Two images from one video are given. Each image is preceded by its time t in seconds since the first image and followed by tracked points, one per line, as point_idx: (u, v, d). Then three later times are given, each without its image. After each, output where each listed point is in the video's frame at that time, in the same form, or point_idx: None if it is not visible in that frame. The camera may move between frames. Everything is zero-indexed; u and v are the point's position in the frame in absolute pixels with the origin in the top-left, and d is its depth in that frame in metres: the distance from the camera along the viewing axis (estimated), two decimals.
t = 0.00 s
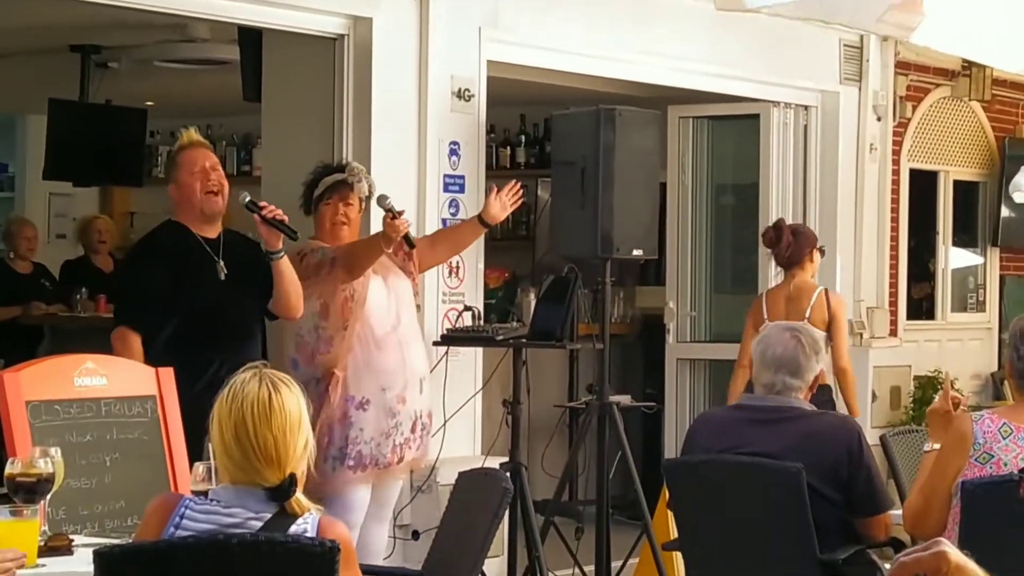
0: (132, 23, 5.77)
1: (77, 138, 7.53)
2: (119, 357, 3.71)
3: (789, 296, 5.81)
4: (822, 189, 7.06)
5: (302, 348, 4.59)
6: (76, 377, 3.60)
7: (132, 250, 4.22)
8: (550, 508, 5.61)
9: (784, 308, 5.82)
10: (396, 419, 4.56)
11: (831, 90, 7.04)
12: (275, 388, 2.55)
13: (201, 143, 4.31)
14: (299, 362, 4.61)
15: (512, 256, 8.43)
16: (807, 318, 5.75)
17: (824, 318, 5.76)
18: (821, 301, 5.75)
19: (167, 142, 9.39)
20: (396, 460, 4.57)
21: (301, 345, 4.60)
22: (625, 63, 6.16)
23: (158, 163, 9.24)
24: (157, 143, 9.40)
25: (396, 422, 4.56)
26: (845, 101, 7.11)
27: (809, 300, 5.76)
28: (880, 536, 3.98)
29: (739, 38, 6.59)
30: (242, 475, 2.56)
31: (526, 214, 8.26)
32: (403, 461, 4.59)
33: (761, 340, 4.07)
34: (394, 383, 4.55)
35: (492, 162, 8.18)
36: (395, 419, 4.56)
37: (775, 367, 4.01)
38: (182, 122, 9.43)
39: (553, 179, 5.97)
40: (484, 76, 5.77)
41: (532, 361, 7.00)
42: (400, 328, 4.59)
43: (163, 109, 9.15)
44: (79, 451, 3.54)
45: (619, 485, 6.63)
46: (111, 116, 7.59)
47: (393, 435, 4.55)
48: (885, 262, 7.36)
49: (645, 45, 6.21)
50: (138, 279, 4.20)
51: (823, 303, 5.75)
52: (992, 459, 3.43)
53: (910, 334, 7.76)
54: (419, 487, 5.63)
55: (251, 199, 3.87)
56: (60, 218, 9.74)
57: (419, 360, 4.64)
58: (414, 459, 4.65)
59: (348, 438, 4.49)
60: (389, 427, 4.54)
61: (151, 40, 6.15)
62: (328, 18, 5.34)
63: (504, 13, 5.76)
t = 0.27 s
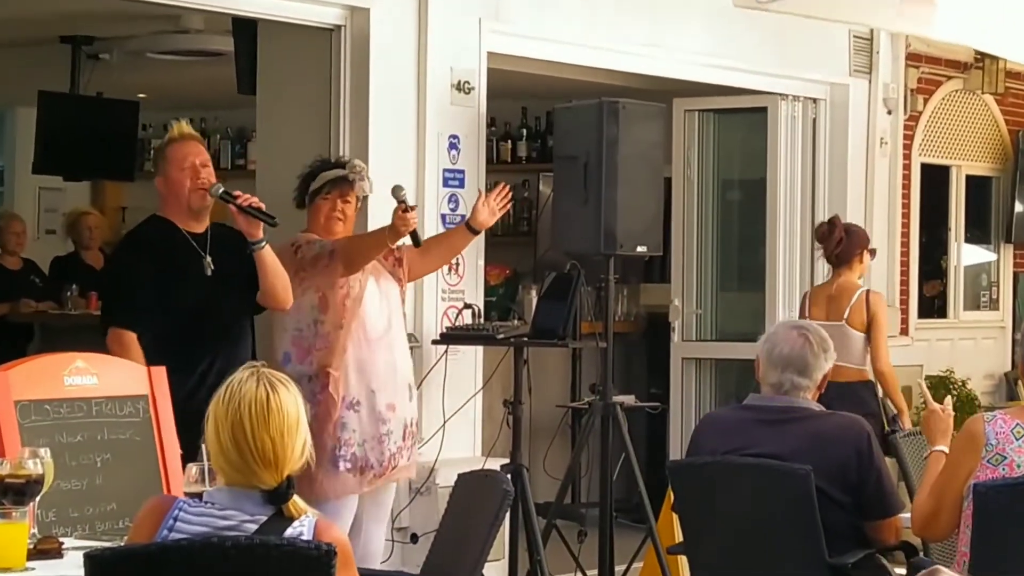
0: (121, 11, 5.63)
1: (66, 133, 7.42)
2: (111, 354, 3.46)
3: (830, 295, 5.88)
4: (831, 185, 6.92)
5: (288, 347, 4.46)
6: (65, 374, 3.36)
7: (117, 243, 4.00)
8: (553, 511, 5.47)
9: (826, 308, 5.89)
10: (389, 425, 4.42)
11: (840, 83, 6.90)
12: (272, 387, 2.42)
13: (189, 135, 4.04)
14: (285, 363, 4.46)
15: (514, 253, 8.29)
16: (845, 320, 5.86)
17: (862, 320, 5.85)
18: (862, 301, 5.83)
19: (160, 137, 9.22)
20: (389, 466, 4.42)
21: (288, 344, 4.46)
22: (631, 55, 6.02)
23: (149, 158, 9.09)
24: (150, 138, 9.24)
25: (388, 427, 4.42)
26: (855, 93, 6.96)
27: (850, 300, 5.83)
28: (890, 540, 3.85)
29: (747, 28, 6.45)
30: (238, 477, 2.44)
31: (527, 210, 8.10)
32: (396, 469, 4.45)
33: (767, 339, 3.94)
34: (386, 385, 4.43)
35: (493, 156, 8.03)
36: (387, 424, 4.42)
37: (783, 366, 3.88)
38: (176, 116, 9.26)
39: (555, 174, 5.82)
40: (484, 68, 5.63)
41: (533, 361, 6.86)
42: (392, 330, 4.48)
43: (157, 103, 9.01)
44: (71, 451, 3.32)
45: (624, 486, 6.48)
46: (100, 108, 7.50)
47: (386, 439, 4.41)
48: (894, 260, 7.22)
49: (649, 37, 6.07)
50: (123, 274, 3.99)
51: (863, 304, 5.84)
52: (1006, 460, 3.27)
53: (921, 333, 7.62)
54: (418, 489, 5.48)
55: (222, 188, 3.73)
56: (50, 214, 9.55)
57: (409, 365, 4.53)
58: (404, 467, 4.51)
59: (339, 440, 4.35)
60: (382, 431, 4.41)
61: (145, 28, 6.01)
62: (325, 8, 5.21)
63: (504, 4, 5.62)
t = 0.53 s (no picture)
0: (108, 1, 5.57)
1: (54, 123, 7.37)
2: (103, 349, 3.50)
3: (874, 284, 6.11)
4: (829, 177, 6.85)
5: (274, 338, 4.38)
6: (56, 369, 3.40)
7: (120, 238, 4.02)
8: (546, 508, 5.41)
9: (868, 297, 6.12)
10: (369, 416, 4.44)
11: (838, 75, 6.83)
12: (264, 382, 2.47)
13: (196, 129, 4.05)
14: (273, 352, 4.38)
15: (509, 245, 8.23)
16: (887, 309, 6.08)
17: (905, 309, 6.07)
18: (904, 290, 6.06)
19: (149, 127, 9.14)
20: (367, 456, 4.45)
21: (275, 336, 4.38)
22: (626, 46, 5.95)
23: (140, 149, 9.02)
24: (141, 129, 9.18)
25: (368, 419, 4.44)
26: (853, 84, 6.89)
27: (892, 290, 6.07)
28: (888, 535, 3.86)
29: (744, 19, 6.39)
30: (229, 471, 2.48)
31: (520, 202, 8.02)
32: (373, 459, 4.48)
33: (766, 333, 3.91)
34: (367, 378, 4.43)
35: (487, 147, 7.96)
36: (367, 416, 4.44)
37: (780, 360, 3.85)
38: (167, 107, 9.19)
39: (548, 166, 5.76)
40: (477, 59, 5.57)
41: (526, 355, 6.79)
42: (376, 322, 4.46)
43: (148, 93, 8.95)
44: (60, 446, 3.36)
45: (618, 481, 6.43)
46: (88, 100, 7.46)
47: (367, 432, 4.43)
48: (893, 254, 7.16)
49: (645, 28, 6.01)
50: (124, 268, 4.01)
51: (906, 294, 6.06)
52: (1003, 456, 3.22)
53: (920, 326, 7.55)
54: (410, 484, 5.41)
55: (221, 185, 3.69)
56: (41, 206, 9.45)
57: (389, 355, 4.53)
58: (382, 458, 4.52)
59: (321, 432, 4.36)
60: (362, 423, 4.43)
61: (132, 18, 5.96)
62: None
63: None
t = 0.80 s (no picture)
0: None
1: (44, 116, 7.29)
2: (94, 347, 3.54)
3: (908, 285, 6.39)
4: (831, 171, 6.74)
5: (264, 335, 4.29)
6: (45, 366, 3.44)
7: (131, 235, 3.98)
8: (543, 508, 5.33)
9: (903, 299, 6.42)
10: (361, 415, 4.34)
11: (840, 67, 6.72)
12: (258, 377, 2.42)
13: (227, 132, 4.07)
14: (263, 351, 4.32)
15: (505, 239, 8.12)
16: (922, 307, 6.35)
17: (941, 307, 6.33)
18: (937, 290, 6.34)
19: (139, 119, 9.03)
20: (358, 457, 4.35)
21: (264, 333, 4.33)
22: (627, 38, 5.86)
23: (132, 141, 8.92)
24: (132, 121, 9.07)
25: (360, 419, 4.34)
26: (856, 77, 6.78)
27: (926, 288, 6.35)
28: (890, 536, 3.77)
29: (746, 11, 6.30)
30: (222, 470, 2.43)
31: (517, 195, 7.91)
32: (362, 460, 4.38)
33: (766, 329, 3.91)
34: (361, 375, 4.33)
35: (484, 140, 7.86)
36: (358, 416, 4.34)
37: (778, 355, 3.84)
38: (160, 99, 9.09)
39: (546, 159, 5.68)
40: (473, 50, 5.49)
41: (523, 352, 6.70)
42: (369, 319, 4.38)
43: (140, 84, 8.84)
44: (49, 443, 3.39)
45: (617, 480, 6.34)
46: (78, 92, 7.38)
47: (358, 432, 4.33)
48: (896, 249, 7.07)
49: (644, 19, 5.92)
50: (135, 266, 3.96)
51: (939, 292, 6.33)
52: (1007, 452, 3.23)
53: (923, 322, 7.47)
54: (405, 483, 5.32)
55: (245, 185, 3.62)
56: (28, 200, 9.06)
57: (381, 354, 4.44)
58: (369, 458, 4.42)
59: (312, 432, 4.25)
60: (354, 423, 4.32)
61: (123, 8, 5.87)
62: None
63: None
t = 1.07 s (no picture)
0: None
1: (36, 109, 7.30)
2: (82, 338, 3.54)
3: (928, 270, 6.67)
4: (821, 165, 6.77)
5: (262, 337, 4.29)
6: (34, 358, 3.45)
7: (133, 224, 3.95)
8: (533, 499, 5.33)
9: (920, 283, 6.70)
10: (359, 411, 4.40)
11: (830, 60, 6.74)
12: (248, 369, 2.43)
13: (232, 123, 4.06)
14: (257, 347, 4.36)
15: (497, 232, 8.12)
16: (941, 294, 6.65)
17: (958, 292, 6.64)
18: (955, 277, 6.64)
19: (130, 111, 9.01)
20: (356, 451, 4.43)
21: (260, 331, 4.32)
22: (617, 30, 5.86)
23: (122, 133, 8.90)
24: (122, 113, 9.06)
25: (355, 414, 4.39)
26: (845, 69, 6.80)
27: (943, 275, 6.64)
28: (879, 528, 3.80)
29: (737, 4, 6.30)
30: (212, 461, 2.45)
31: (508, 187, 7.89)
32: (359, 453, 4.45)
33: (755, 321, 3.88)
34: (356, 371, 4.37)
35: (475, 133, 7.85)
36: (356, 411, 4.40)
37: (769, 348, 3.82)
38: (149, 91, 9.07)
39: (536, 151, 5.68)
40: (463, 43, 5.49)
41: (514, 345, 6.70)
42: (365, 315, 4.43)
43: (131, 77, 8.83)
44: (38, 435, 3.38)
45: (608, 472, 6.35)
46: (67, 84, 7.38)
47: (357, 428, 4.40)
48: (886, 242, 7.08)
49: (634, 11, 5.91)
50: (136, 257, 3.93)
51: (957, 278, 6.64)
52: (995, 445, 3.42)
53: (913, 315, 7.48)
54: (396, 475, 5.33)
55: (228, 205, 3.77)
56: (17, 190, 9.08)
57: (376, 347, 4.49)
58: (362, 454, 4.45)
59: (315, 431, 4.30)
60: (354, 419, 4.39)
61: None
62: None
63: None
